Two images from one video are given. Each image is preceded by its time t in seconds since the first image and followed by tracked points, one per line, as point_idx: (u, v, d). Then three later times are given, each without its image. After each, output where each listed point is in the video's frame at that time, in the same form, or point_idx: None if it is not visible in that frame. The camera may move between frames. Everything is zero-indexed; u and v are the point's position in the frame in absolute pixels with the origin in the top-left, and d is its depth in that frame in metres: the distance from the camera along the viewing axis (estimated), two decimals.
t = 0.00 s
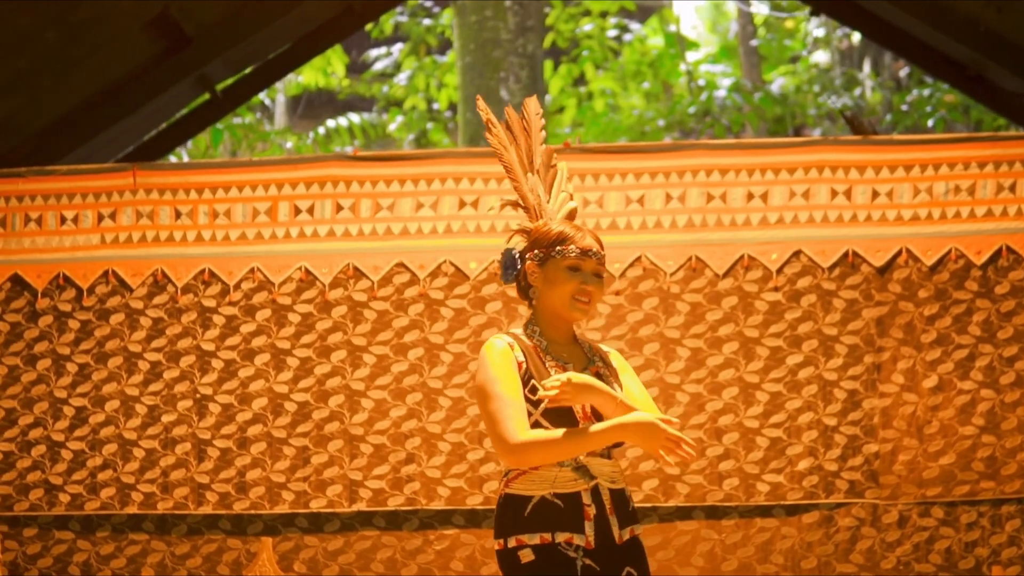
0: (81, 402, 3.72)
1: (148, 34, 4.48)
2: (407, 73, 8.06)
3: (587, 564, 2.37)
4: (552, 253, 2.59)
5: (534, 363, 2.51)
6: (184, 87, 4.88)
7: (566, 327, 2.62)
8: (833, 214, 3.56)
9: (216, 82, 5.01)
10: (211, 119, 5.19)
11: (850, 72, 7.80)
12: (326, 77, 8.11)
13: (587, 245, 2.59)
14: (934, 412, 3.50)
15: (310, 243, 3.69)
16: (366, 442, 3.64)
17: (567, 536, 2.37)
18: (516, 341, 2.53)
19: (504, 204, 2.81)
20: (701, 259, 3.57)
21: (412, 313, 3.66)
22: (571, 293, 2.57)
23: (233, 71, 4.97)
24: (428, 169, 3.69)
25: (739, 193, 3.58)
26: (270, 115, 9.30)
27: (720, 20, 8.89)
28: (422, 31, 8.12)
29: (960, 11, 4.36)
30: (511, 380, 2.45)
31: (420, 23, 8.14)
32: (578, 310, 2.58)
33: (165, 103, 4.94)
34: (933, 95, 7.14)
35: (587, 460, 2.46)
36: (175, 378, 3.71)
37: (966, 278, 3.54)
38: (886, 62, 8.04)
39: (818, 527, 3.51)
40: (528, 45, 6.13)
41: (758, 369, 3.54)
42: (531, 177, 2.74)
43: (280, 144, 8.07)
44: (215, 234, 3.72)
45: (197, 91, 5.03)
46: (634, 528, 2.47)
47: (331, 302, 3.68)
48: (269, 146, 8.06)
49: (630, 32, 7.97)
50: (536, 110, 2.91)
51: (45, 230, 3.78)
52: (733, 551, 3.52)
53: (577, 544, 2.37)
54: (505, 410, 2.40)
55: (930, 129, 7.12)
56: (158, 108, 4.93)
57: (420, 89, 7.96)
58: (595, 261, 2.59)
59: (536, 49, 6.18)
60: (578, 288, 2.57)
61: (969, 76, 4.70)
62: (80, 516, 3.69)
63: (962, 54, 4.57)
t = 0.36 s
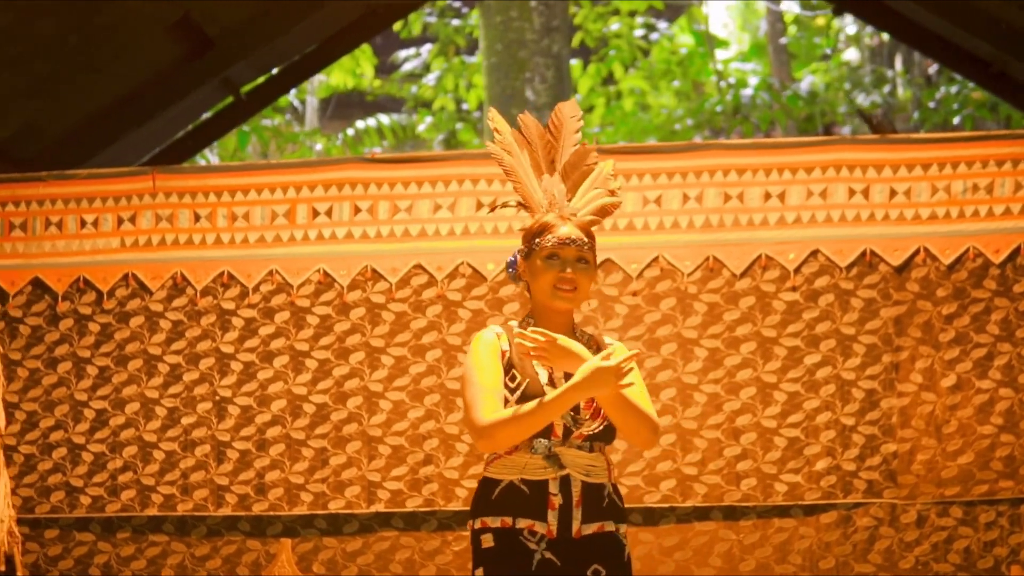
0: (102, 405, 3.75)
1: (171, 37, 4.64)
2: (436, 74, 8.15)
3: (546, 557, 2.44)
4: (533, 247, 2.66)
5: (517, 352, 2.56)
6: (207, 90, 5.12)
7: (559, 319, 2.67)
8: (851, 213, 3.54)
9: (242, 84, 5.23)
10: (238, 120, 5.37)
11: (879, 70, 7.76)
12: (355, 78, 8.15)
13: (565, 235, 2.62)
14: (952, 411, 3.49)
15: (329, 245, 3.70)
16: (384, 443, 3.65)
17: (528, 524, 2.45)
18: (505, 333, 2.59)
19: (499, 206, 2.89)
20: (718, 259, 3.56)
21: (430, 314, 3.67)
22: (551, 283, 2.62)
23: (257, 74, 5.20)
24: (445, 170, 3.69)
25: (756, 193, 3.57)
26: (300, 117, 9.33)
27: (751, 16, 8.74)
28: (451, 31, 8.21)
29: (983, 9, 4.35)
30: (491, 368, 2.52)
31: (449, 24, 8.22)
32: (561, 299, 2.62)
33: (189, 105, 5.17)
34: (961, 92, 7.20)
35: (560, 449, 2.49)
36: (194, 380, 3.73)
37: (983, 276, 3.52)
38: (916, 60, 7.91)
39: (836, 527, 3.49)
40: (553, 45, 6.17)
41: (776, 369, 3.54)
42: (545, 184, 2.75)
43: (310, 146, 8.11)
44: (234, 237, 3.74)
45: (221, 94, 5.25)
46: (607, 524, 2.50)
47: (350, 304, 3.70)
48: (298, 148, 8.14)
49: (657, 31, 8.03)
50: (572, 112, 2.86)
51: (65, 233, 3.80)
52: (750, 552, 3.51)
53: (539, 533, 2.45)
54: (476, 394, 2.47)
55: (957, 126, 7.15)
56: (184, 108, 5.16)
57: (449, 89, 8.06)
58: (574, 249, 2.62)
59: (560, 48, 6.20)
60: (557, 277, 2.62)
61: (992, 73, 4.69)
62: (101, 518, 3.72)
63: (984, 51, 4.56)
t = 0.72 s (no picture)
0: (128, 407, 3.78)
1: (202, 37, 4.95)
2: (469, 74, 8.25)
3: (509, 556, 2.56)
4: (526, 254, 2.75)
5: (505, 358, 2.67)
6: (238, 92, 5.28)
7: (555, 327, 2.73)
8: (874, 212, 3.53)
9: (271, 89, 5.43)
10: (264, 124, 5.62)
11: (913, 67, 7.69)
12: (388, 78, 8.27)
13: (552, 240, 2.69)
14: (976, 410, 3.47)
15: (352, 247, 3.71)
16: (408, 444, 3.66)
17: (492, 523, 2.58)
18: (501, 342, 2.71)
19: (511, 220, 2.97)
20: (742, 258, 3.55)
21: (454, 315, 3.68)
22: (539, 289, 2.69)
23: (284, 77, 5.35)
24: (468, 172, 3.69)
25: (780, 192, 3.56)
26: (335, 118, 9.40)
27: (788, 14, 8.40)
28: (483, 32, 8.32)
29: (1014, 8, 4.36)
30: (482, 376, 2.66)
31: (481, 24, 8.31)
32: (550, 304, 2.69)
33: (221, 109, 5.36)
34: (993, 89, 7.25)
35: (532, 453, 2.60)
36: (220, 382, 3.75)
37: (1008, 274, 3.49)
38: (951, 58, 8.04)
39: (860, 527, 3.48)
40: (585, 44, 6.16)
41: (799, 368, 3.52)
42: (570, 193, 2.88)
43: (342, 146, 8.17)
44: (259, 239, 3.76)
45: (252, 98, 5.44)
46: (575, 531, 2.58)
47: (373, 305, 3.71)
48: (332, 150, 8.20)
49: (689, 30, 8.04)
50: (615, 124, 2.97)
51: (91, 236, 3.83)
52: (774, 551, 3.50)
53: (503, 533, 2.58)
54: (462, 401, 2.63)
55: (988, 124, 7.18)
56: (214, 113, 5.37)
57: (482, 90, 8.13)
58: (560, 253, 2.68)
59: (591, 47, 6.17)
60: (543, 281, 2.68)
61: None
62: (127, 519, 3.75)
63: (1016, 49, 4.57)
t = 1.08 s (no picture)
0: (159, 406, 3.82)
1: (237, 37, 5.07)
2: (508, 73, 8.42)
3: (508, 552, 2.61)
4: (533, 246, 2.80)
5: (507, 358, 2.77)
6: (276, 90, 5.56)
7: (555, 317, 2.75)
8: (904, 208, 3.51)
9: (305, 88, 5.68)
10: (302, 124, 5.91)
11: (952, 62, 7.73)
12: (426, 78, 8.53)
13: (553, 232, 2.73)
14: (1007, 407, 3.44)
15: (381, 246, 3.73)
16: (436, 443, 3.67)
17: (492, 520, 2.65)
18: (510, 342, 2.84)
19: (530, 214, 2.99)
20: (771, 256, 3.54)
21: (483, 314, 3.68)
22: (538, 279, 2.72)
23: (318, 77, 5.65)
24: (495, 170, 3.70)
25: (809, 189, 3.55)
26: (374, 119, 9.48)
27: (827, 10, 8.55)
28: (521, 30, 8.52)
29: None
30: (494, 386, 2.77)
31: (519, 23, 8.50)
32: (548, 293, 2.72)
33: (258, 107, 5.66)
34: None
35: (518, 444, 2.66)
36: (250, 382, 3.78)
37: None
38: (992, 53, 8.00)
39: (890, 524, 3.46)
40: (620, 42, 6.21)
41: (828, 365, 3.51)
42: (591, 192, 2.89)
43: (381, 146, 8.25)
44: (289, 239, 3.78)
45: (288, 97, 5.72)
46: (563, 520, 2.59)
47: (403, 304, 3.72)
48: (371, 149, 8.25)
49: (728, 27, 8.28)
50: (647, 128, 2.97)
51: (123, 237, 3.88)
52: (803, 549, 3.48)
53: (501, 529, 2.63)
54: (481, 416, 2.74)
55: None
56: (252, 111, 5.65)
57: (521, 89, 8.32)
58: (559, 244, 2.71)
59: (626, 45, 6.21)
60: (542, 272, 2.73)
61: None
62: (158, 519, 3.78)
63: None
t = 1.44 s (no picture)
0: (182, 408, 3.85)
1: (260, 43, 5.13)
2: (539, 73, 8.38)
3: (518, 561, 2.53)
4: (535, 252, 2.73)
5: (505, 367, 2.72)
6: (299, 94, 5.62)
7: (551, 323, 2.67)
8: (925, 207, 3.49)
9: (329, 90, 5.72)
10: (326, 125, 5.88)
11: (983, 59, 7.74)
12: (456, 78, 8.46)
13: (552, 237, 2.66)
14: None
15: (402, 247, 3.74)
16: (457, 443, 3.68)
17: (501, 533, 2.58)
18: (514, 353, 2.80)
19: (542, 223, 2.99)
20: (791, 255, 3.53)
21: (504, 314, 3.69)
22: (535, 283, 2.65)
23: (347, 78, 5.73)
24: (515, 171, 3.70)
25: (829, 187, 3.54)
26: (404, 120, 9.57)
27: (859, 9, 8.71)
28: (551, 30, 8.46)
29: None
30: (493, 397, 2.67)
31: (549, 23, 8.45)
32: (544, 297, 2.64)
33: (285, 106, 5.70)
34: None
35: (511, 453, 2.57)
36: (273, 383, 3.80)
37: None
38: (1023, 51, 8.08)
39: (911, 524, 3.44)
40: (648, 42, 6.21)
41: (849, 364, 3.50)
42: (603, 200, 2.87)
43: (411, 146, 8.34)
44: (311, 241, 3.80)
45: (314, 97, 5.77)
46: (558, 522, 2.49)
47: (424, 305, 3.73)
48: (400, 149, 8.37)
49: (757, 26, 8.32)
50: (666, 139, 3.03)
51: (145, 240, 3.90)
52: (825, 549, 3.48)
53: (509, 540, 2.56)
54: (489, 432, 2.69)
55: None
56: (279, 110, 5.69)
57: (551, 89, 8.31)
58: (557, 248, 2.64)
59: (653, 45, 6.20)
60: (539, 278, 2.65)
61: None
62: (181, 520, 3.81)
63: None
